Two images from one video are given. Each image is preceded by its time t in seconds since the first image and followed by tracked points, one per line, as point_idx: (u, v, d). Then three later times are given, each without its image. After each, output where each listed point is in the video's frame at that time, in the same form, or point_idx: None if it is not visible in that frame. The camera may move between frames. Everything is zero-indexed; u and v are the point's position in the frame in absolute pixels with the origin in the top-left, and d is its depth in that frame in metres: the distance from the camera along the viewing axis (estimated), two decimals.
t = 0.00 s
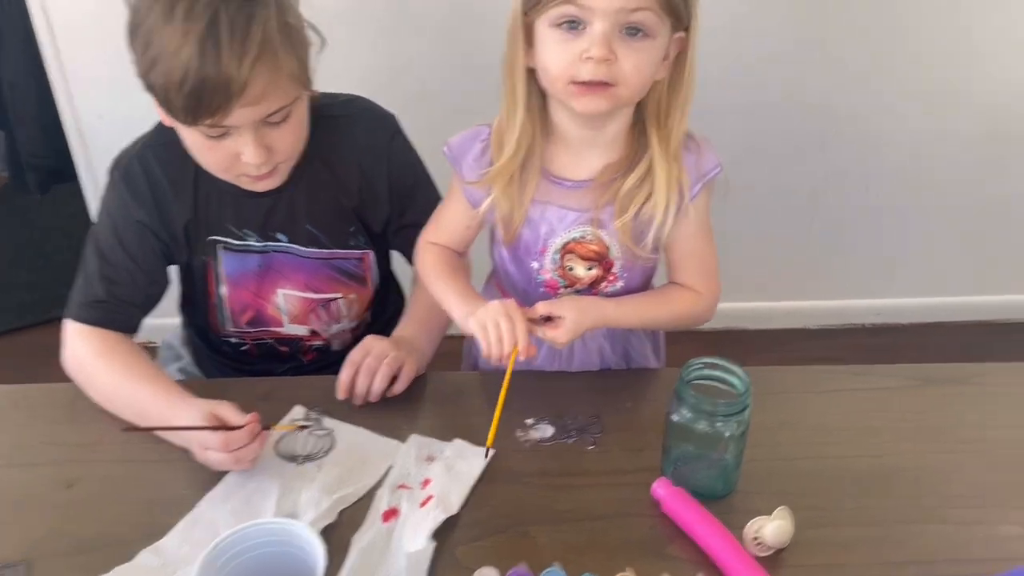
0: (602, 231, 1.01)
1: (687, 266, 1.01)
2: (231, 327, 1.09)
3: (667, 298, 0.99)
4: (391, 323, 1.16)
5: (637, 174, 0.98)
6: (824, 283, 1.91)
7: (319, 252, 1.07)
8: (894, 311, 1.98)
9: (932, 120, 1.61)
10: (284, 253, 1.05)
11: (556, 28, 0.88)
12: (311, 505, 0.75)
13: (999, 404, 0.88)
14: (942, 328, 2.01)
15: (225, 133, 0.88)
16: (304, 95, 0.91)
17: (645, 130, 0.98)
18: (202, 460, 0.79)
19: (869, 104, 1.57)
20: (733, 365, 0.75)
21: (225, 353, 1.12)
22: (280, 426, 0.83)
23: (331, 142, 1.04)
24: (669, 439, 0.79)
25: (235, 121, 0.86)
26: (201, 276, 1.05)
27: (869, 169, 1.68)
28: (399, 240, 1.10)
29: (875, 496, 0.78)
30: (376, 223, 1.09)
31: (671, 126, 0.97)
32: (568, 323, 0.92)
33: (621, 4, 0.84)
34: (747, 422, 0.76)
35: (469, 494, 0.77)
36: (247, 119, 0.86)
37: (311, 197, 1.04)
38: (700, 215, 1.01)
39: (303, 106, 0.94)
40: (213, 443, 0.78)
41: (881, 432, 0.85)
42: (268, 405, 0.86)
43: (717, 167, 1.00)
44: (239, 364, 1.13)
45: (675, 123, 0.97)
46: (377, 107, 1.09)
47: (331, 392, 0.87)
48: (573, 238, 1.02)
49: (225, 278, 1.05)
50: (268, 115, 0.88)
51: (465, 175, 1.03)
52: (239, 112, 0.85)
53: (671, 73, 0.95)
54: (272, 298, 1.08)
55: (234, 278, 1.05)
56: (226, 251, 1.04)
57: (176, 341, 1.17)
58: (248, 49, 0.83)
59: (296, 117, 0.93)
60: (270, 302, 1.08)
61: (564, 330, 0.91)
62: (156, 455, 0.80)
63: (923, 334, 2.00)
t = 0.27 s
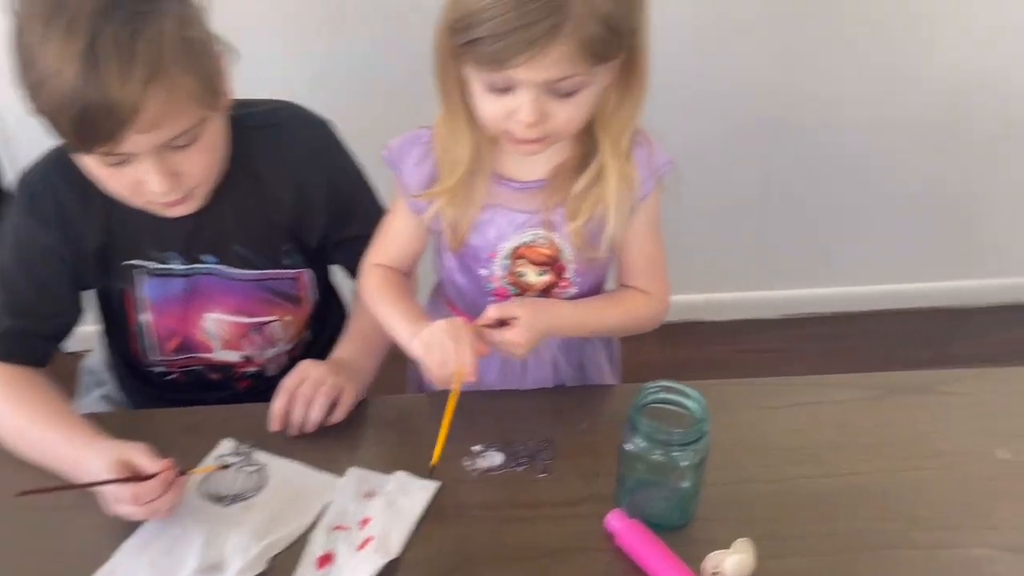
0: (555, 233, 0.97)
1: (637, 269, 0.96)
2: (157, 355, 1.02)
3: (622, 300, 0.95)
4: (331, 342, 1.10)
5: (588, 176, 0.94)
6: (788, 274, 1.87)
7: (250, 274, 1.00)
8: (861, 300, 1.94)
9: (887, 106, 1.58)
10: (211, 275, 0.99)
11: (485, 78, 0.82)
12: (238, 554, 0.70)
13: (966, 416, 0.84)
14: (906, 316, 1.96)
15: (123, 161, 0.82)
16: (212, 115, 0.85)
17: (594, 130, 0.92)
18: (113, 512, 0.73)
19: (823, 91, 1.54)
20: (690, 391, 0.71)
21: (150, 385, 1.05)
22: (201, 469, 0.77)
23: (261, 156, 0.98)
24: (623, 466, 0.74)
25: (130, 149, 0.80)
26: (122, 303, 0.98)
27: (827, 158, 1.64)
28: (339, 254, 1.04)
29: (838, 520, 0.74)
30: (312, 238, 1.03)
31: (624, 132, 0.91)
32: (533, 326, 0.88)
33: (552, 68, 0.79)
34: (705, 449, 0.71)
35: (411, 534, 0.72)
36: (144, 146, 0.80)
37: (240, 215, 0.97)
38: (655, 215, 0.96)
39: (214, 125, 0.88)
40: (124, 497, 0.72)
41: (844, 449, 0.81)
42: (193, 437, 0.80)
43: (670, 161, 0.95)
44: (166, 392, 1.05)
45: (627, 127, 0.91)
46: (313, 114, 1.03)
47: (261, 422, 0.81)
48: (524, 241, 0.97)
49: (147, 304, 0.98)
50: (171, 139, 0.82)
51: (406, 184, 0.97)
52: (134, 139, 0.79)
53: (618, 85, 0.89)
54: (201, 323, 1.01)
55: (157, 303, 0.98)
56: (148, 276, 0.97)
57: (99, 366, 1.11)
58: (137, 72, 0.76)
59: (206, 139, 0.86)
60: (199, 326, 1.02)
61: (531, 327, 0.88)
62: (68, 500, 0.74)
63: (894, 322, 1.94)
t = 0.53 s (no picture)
0: (493, 256, 0.90)
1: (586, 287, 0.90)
2: (67, 373, 0.97)
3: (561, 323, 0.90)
4: (263, 351, 1.04)
5: (524, 198, 0.86)
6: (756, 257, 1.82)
7: (166, 285, 0.94)
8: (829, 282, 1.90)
9: (848, 84, 1.50)
10: (121, 287, 0.93)
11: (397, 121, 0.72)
12: None
13: (940, 417, 0.79)
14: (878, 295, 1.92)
15: (1, 181, 0.73)
16: (105, 121, 0.76)
17: (525, 150, 0.84)
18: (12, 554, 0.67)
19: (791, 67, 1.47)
20: (648, 408, 0.65)
21: (67, 404, 1.01)
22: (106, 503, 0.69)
23: (178, 157, 0.91)
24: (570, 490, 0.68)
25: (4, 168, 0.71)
26: (26, 319, 0.94)
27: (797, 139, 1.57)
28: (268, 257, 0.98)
29: (805, 538, 0.69)
30: (238, 246, 0.97)
31: (560, 152, 0.83)
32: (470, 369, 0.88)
33: (471, 114, 0.70)
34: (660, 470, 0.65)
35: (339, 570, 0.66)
36: (20, 164, 0.71)
37: (153, 221, 0.91)
38: (598, 237, 0.89)
39: (109, 130, 0.79)
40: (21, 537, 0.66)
41: (812, 458, 0.76)
42: (103, 463, 0.73)
43: (614, 172, 0.87)
44: (85, 410, 1.01)
45: (564, 148, 0.82)
46: (239, 110, 0.97)
47: (179, 445, 0.75)
48: (459, 266, 0.90)
49: (51, 320, 0.93)
50: (59, 152, 0.73)
51: (333, 216, 0.89)
52: (6, 158, 0.70)
53: (551, 106, 0.80)
54: (113, 338, 0.95)
55: (61, 318, 0.93)
56: (51, 290, 0.92)
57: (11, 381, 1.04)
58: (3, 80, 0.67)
59: (98, 148, 0.78)
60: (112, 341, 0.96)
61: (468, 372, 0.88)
62: None
63: (862, 304, 1.91)
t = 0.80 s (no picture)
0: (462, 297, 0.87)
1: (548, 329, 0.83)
2: (39, 373, 0.94)
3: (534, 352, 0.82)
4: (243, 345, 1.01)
5: (495, 244, 0.82)
6: (740, 235, 1.81)
7: (142, 281, 0.91)
8: (813, 260, 1.89)
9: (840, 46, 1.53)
10: (94, 283, 0.89)
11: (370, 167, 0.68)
12: None
13: (938, 398, 0.78)
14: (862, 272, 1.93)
15: None
16: (69, 120, 0.72)
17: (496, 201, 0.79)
18: None
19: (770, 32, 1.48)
20: (643, 398, 0.62)
21: (38, 405, 0.97)
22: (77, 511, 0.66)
23: (151, 146, 0.87)
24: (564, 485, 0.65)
25: None
26: None
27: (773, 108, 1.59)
28: (247, 248, 0.94)
29: (806, 529, 0.67)
30: (217, 237, 0.93)
31: (533, 202, 0.78)
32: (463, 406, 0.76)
33: (450, 161, 0.66)
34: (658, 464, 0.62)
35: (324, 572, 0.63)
36: None
37: (127, 214, 0.88)
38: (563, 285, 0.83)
39: (75, 129, 0.75)
40: None
41: (811, 445, 0.74)
42: (74, 465, 0.70)
43: (583, 237, 0.83)
44: (59, 411, 0.98)
45: (536, 198, 0.78)
46: (216, 95, 0.92)
47: (155, 446, 0.71)
48: (429, 307, 0.89)
49: (21, 319, 0.90)
50: (20, 152, 0.69)
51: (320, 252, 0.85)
52: None
53: (525, 156, 0.76)
54: (88, 336, 0.92)
55: (31, 318, 0.90)
56: (20, 288, 0.88)
57: None
58: None
59: (64, 146, 0.74)
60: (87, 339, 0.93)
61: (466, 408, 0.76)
62: None
63: (847, 280, 1.90)
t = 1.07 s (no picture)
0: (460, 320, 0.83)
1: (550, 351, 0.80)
2: (37, 365, 0.92)
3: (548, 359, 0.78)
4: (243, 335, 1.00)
5: (494, 287, 0.78)
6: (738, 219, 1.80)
7: (141, 272, 0.89)
8: (812, 242, 1.88)
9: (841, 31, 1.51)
10: (92, 275, 0.88)
11: (359, 216, 0.65)
12: None
13: (947, 381, 0.77)
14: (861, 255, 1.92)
15: None
16: (63, 113, 0.70)
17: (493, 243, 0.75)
18: None
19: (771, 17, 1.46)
20: (654, 384, 0.61)
21: (36, 397, 0.96)
22: (78, 506, 0.65)
23: (148, 134, 0.86)
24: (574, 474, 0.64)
25: None
26: None
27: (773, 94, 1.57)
28: (247, 237, 0.93)
29: (818, 515, 0.66)
30: (217, 227, 0.92)
31: (534, 249, 0.74)
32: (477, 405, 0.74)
33: (442, 217, 0.63)
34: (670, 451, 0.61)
35: (329, 565, 0.62)
36: None
37: (125, 205, 0.86)
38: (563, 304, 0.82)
39: (69, 122, 0.73)
40: None
41: (820, 430, 0.73)
42: (73, 459, 0.68)
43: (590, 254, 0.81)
44: (56, 402, 0.96)
45: (539, 244, 0.74)
46: (212, 80, 0.91)
47: (155, 438, 0.70)
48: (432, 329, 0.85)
49: (18, 312, 0.88)
50: (14, 147, 0.66)
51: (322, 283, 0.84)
52: None
53: (527, 207, 0.71)
54: (87, 328, 0.90)
55: (29, 310, 0.88)
56: (16, 280, 0.87)
57: None
58: None
59: (58, 140, 0.71)
60: (85, 331, 0.91)
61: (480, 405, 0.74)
62: None
63: (845, 262, 1.89)
